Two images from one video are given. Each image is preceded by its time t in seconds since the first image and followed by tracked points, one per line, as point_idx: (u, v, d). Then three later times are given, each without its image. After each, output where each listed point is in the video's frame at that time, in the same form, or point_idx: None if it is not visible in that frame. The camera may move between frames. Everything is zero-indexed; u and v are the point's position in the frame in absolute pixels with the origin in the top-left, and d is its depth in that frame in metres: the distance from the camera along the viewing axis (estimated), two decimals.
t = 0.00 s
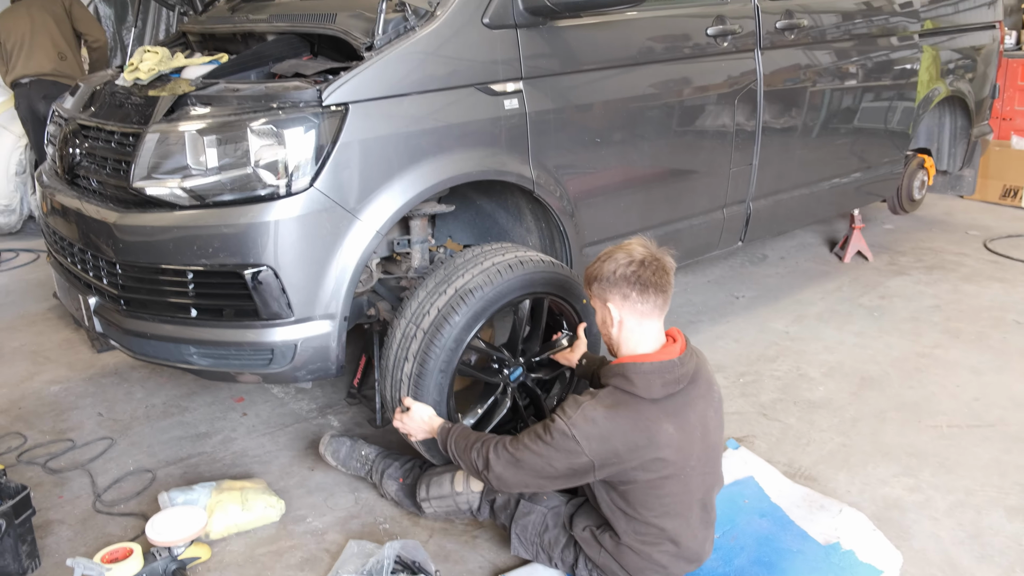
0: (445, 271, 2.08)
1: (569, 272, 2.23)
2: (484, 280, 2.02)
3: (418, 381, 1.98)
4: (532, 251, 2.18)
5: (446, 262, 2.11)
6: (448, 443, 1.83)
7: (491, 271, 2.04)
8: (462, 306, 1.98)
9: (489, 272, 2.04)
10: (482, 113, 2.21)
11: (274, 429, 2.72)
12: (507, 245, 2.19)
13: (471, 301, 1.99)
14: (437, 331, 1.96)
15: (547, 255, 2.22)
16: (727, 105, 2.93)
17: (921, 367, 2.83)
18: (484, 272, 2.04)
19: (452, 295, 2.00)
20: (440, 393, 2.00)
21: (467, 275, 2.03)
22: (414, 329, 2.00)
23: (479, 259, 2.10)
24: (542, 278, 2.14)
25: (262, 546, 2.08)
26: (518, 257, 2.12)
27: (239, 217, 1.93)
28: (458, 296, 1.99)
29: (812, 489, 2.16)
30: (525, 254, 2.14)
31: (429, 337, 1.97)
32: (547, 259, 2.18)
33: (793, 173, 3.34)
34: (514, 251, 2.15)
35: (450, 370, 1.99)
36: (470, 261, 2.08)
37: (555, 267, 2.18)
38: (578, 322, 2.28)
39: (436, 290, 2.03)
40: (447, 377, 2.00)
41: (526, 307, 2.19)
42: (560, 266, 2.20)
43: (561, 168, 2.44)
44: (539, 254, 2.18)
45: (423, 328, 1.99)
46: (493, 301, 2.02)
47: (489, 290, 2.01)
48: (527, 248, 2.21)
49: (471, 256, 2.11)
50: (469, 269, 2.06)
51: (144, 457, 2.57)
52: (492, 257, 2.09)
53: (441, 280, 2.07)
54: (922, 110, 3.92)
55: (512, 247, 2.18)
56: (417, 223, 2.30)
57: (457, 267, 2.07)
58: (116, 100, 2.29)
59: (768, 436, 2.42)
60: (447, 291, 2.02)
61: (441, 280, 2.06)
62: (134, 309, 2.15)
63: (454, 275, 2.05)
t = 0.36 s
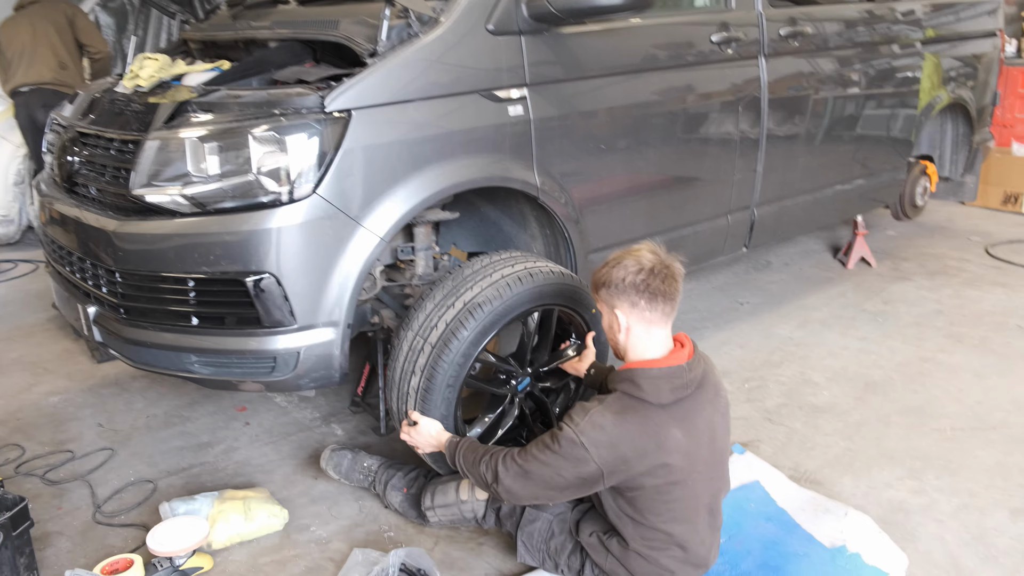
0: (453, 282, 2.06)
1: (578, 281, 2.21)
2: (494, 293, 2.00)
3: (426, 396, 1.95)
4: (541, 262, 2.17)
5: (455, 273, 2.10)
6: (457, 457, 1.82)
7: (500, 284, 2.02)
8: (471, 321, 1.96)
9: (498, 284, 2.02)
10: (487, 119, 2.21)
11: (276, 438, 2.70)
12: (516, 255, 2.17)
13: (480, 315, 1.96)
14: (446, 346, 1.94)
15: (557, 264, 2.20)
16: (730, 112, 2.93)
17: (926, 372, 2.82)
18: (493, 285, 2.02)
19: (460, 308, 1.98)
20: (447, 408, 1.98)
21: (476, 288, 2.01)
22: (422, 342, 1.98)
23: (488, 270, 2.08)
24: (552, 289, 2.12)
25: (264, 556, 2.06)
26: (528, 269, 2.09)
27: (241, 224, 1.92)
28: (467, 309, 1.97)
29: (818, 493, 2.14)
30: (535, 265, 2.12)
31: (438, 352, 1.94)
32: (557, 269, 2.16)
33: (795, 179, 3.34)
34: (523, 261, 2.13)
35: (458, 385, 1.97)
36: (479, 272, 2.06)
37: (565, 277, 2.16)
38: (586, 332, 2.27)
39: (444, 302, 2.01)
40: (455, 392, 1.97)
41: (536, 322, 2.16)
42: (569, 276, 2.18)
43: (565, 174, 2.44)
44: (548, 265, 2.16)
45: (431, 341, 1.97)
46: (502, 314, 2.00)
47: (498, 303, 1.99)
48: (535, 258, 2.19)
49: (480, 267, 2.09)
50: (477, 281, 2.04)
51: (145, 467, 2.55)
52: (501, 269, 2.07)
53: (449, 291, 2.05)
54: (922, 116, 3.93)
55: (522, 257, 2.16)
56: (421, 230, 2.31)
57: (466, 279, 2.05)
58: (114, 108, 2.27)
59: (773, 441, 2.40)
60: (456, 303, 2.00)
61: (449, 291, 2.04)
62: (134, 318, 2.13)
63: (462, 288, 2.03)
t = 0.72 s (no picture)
0: (466, 317, 2.00)
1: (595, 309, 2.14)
2: (508, 333, 1.94)
3: (436, 438, 1.93)
4: (558, 293, 2.10)
5: (468, 305, 2.04)
6: (498, 503, 1.83)
7: (515, 322, 1.96)
8: (484, 362, 1.91)
9: (513, 322, 1.96)
10: (490, 134, 2.19)
11: (280, 460, 2.66)
12: (531, 283, 2.10)
13: (493, 357, 1.91)
14: (458, 389, 1.90)
15: (572, 292, 2.14)
16: (730, 124, 2.92)
17: (936, 384, 2.79)
18: (508, 322, 1.96)
19: (474, 349, 1.93)
20: (459, 448, 1.96)
21: (491, 326, 1.95)
22: (433, 382, 1.94)
23: (502, 304, 2.02)
24: (570, 324, 2.05)
25: None
26: (545, 304, 2.03)
27: (244, 244, 1.90)
28: (481, 351, 1.92)
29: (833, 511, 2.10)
30: (551, 298, 2.06)
31: (449, 395, 1.91)
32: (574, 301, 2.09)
33: (799, 191, 3.32)
34: (538, 292, 2.07)
35: (470, 425, 1.94)
36: (493, 307, 2.00)
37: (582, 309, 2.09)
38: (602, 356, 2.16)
39: (457, 340, 1.96)
40: (467, 433, 1.95)
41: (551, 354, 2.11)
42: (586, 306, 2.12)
43: (570, 189, 2.43)
44: (565, 297, 2.09)
45: (443, 383, 1.92)
46: (516, 354, 1.95)
47: (512, 343, 1.94)
48: (551, 286, 2.12)
49: (494, 299, 2.03)
50: (492, 317, 1.98)
51: (147, 491, 2.51)
52: (516, 303, 2.01)
53: (461, 327, 1.99)
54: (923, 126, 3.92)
55: (538, 286, 2.10)
56: (425, 247, 2.29)
57: (480, 315, 1.99)
58: (118, 128, 2.27)
59: (784, 457, 2.37)
60: (469, 342, 1.94)
61: (462, 327, 1.98)
62: (136, 340, 2.11)
63: (475, 325, 1.97)
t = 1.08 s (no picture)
0: (490, 330, 1.99)
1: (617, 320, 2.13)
2: (534, 348, 1.92)
3: (458, 453, 1.91)
4: (581, 304, 2.09)
5: (492, 318, 2.02)
6: None
7: (541, 337, 1.94)
8: (509, 379, 1.89)
9: (538, 338, 1.94)
10: (499, 138, 2.17)
11: (287, 467, 2.64)
12: (555, 294, 2.09)
13: (519, 374, 1.90)
14: (482, 405, 1.88)
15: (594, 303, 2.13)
16: (736, 128, 2.87)
17: (948, 390, 2.76)
18: (534, 337, 1.94)
19: (500, 365, 1.91)
20: (479, 463, 1.94)
21: (516, 341, 1.94)
22: (458, 398, 1.92)
23: (526, 317, 2.00)
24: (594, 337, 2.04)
25: None
26: (570, 318, 2.01)
27: (252, 250, 1.87)
28: (507, 367, 1.90)
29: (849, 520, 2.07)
30: (575, 311, 2.04)
31: (473, 411, 1.89)
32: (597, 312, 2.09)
33: (806, 195, 3.30)
34: (562, 303, 2.06)
35: (492, 441, 1.93)
36: (519, 321, 1.99)
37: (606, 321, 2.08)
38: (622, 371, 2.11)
39: (483, 354, 1.94)
40: (488, 448, 1.93)
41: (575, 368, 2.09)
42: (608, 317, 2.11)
43: (580, 194, 2.41)
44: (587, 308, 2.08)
45: (467, 398, 1.91)
46: (542, 370, 1.93)
47: (538, 359, 1.92)
48: (573, 296, 2.11)
49: (519, 313, 2.01)
50: (517, 331, 1.96)
51: (153, 499, 2.49)
52: (541, 316, 2.00)
53: (485, 342, 1.97)
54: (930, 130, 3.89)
55: (561, 298, 2.08)
56: (434, 252, 2.25)
57: (505, 329, 1.97)
58: (124, 132, 2.25)
59: (798, 465, 2.34)
60: (495, 357, 1.92)
61: (487, 341, 1.96)
62: (143, 347, 2.08)
63: (501, 339, 1.95)
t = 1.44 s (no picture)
0: (494, 326, 1.96)
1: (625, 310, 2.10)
2: (537, 342, 1.89)
3: (465, 451, 1.89)
4: (586, 296, 2.06)
5: (496, 314, 2.00)
6: None
7: (545, 331, 1.91)
8: (514, 374, 1.86)
9: (542, 332, 1.91)
10: (511, 127, 2.14)
11: (297, 458, 2.62)
12: (559, 287, 2.06)
13: (523, 369, 1.87)
14: (487, 402, 1.86)
15: (601, 294, 2.10)
16: (743, 116, 2.81)
17: (964, 380, 2.73)
18: (537, 331, 1.91)
19: (503, 360, 1.88)
20: (487, 460, 1.92)
21: (519, 336, 1.91)
22: (463, 396, 1.90)
23: (530, 311, 1.97)
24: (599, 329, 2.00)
25: None
26: (575, 311, 1.98)
27: (262, 241, 1.85)
28: (510, 363, 1.87)
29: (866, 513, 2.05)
30: (580, 304, 2.01)
31: (478, 409, 1.86)
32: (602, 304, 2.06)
33: (817, 183, 3.25)
34: (567, 296, 2.03)
35: (499, 438, 1.90)
36: (522, 315, 1.96)
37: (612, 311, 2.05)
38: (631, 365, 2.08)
39: (486, 351, 1.92)
40: (496, 445, 1.91)
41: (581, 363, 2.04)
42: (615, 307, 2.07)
43: (594, 183, 2.37)
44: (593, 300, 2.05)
45: (472, 395, 1.88)
46: (548, 364, 1.90)
47: (541, 353, 1.89)
48: (578, 287, 2.08)
49: (522, 307, 1.99)
50: (521, 326, 1.93)
51: (163, 490, 2.48)
52: (545, 310, 1.97)
53: (489, 337, 1.95)
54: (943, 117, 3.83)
55: (566, 290, 2.05)
56: (444, 242, 2.23)
57: (509, 325, 1.94)
58: (132, 122, 2.22)
59: (813, 456, 2.32)
60: (498, 354, 1.90)
61: (491, 337, 1.94)
62: (153, 338, 2.07)
63: (505, 335, 1.93)
